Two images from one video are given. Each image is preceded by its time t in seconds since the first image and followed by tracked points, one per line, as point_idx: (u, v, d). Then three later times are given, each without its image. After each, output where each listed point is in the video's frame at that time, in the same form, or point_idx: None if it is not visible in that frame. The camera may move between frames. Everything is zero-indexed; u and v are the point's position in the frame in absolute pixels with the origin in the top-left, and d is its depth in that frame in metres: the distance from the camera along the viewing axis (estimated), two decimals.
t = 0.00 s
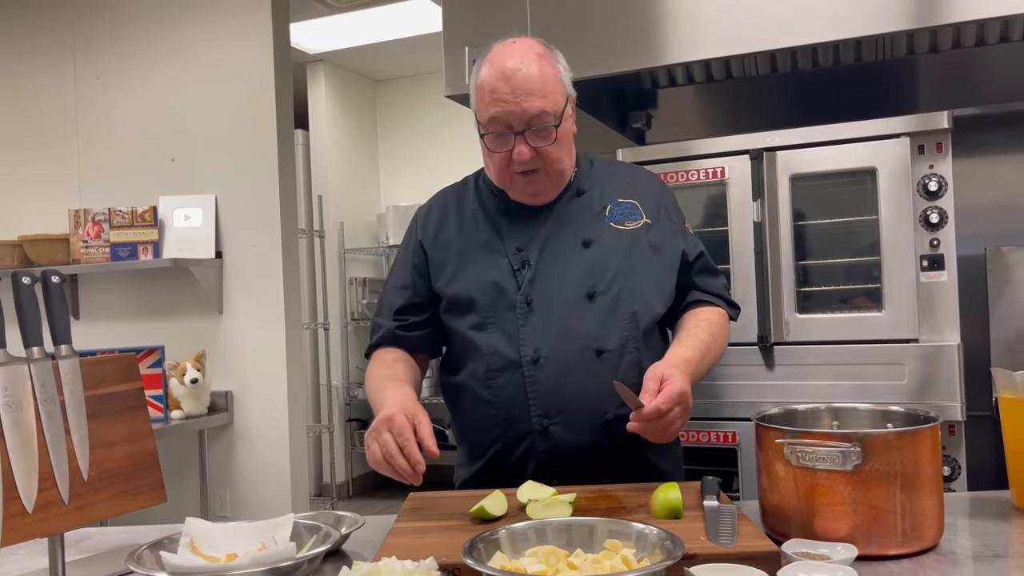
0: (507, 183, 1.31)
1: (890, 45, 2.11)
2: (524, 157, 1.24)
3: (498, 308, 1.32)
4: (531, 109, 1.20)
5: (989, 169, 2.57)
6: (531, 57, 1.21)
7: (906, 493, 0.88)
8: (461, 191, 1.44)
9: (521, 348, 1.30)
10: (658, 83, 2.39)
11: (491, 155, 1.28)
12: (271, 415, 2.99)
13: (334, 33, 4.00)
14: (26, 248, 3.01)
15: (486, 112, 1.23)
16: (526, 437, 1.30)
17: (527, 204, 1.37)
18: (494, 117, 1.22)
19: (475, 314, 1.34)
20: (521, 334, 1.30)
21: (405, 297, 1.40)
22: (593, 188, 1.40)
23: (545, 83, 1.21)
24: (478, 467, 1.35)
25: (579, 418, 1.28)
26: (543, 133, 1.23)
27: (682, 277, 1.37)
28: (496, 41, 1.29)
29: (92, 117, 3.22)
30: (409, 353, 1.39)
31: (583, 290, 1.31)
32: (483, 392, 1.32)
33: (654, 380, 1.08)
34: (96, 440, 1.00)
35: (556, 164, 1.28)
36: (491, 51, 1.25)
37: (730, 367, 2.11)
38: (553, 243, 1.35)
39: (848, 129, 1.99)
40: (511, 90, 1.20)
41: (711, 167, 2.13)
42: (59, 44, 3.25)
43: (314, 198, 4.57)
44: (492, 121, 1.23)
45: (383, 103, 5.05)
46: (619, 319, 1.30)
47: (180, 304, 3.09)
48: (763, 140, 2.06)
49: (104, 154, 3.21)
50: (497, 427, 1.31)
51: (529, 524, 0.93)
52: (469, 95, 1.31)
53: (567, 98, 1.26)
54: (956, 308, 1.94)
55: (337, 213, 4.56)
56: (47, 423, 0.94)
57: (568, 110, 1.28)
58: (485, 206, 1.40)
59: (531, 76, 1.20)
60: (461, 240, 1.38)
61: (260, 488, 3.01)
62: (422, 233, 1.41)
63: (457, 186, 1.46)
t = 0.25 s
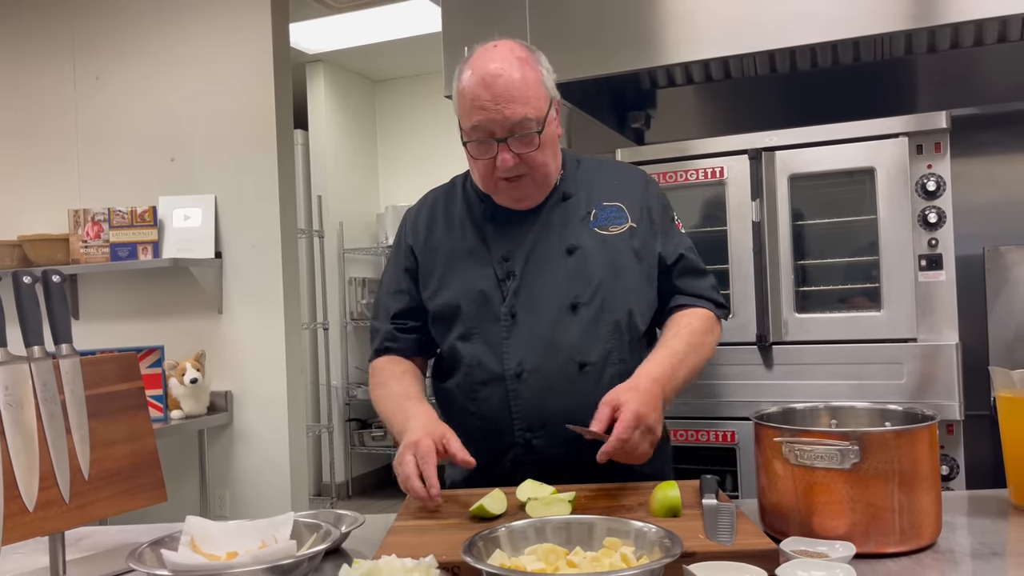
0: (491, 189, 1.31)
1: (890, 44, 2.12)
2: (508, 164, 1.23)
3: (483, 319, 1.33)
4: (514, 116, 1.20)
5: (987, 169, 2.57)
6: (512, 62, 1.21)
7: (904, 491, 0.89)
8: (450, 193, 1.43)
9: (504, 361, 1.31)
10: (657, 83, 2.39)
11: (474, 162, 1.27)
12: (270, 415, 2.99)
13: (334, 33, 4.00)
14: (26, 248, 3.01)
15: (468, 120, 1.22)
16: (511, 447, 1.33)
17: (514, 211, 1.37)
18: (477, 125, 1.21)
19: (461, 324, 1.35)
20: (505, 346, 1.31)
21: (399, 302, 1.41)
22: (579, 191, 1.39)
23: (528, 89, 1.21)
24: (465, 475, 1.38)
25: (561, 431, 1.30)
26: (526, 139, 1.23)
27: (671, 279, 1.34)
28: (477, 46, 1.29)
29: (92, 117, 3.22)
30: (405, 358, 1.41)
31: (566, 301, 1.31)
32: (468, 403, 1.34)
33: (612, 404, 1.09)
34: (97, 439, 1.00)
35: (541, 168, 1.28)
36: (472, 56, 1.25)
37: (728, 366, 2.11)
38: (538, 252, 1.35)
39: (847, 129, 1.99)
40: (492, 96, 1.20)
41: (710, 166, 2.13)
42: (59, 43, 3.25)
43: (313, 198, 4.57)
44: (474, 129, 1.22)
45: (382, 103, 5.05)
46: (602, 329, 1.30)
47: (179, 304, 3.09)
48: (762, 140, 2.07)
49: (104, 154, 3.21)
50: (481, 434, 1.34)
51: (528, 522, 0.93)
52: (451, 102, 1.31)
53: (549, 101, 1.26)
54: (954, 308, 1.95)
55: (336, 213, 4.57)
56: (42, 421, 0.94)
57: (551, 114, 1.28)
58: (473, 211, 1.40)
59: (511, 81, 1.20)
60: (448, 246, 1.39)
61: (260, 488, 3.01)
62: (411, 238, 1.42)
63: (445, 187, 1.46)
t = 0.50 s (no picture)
0: (482, 186, 1.21)
1: (916, 44, 2.02)
2: (502, 152, 1.14)
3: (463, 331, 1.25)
4: (509, 98, 1.12)
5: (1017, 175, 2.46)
6: (506, 44, 1.13)
7: (965, 537, 0.78)
8: (432, 193, 1.36)
9: (486, 383, 1.19)
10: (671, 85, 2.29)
11: (464, 154, 1.18)
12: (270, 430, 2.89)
13: (339, 38, 3.93)
14: (22, 257, 2.92)
15: (459, 106, 1.14)
16: (493, 476, 1.20)
17: (502, 213, 1.28)
18: (469, 109, 1.13)
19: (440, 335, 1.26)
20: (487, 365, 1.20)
21: (372, 302, 1.32)
22: (570, 191, 1.29)
23: (525, 73, 1.13)
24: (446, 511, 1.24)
25: (549, 460, 1.17)
26: (522, 125, 1.14)
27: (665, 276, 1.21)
28: (470, 31, 1.21)
29: (90, 123, 3.15)
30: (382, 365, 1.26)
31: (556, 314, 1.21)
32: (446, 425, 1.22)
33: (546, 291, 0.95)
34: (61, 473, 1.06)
35: (537, 163, 1.19)
36: (463, 40, 1.17)
37: (747, 382, 2.00)
38: (525, 260, 1.25)
39: (873, 132, 1.89)
40: (485, 77, 1.12)
41: (727, 172, 2.02)
42: (58, 49, 3.18)
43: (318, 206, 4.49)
44: (465, 115, 1.14)
45: (388, 110, 4.98)
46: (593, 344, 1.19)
47: (177, 315, 3.00)
48: (782, 143, 1.96)
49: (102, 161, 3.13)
50: (461, 466, 1.22)
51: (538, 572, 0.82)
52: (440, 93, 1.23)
53: (546, 90, 1.18)
54: (989, 321, 1.82)
55: (341, 221, 4.48)
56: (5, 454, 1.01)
57: (549, 105, 1.19)
58: (457, 214, 1.32)
59: (505, 62, 1.12)
60: (426, 249, 1.30)
61: (258, 505, 2.91)
62: (388, 237, 1.34)
63: (429, 186, 1.38)
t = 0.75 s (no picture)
0: (484, 186, 1.20)
1: (919, 46, 2.01)
2: (506, 153, 1.13)
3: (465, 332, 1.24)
4: (514, 97, 1.11)
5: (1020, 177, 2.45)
6: (511, 44, 1.13)
7: (969, 544, 0.77)
8: (435, 193, 1.35)
9: (487, 383, 1.19)
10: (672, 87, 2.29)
11: (467, 154, 1.18)
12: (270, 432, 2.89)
13: (341, 39, 3.93)
14: (21, 258, 2.92)
15: (463, 106, 1.13)
16: (492, 478, 1.19)
17: (505, 214, 1.27)
18: (473, 109, 1.12)
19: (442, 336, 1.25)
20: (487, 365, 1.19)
21: (374, 302, 1.32)
22: (573, 192, 1.28)
23: (530, 73, 1.13)
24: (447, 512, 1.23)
25: (549, 462, 1.16)
26: (526, 126, 1.13)
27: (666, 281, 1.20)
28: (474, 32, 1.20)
29: (90, 125, 3.14)
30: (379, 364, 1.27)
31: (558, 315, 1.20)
32: (447, 425, 1.21)
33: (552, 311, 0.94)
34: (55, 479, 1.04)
35: (541, 164, 1.18)
36: (467, 40, 1.16)
37: (749, 386, 1.99)
38: (527, 260, 1.25)
39: (876, 134, 1.88)
40: (489, 77, 1.11)
41: (728, 174, 2.01)
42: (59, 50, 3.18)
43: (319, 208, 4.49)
44: (469, 115, 1.13)
45: (389, 112, 4.97)
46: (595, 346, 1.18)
47: (177, 316, 2.99)
48: (784, 146, 1.95)
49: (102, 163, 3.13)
50: (462, 468, 1.21)
51: None
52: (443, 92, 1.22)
53: (551, 91, 1.17)
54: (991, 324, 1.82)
55: (342, 222, 4.48)
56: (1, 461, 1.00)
57: (553, 106, 1.18)
58: (458, 213, 1.31)
59: (510, 63, 1.12)
60: (428, 250, 1.30)
61: (258, 507, 2.90)
62: (389, 237, 1.33)
63: (431, 186, 1.38)
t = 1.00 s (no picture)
0: (484, 189, 1.20)
1: (920, 47, 2.00)
2: (506, 158, 1.13)
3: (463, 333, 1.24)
4: (513, 104, 1.10)
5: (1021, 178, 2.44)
6: (512, 48, 1.11)
7: (973, 547, 0.76)
8: (435, 193, 1.35)
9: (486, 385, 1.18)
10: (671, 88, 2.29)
11: (466, 157, 1.17)
12: (269, 434, 2.88)
13: (341, 40, 3.92)
14: (22, 259, 2.91)
15: (463, 111, 1.12)
16: (491, 480, 1.18)
17: (505, 215, 1.26)
18: (473, 114, 1.11)
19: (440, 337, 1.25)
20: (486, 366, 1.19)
21: (373, 303, 1.31)
22: (573, 194, 1.27)
23: (530, 77, 1.12)
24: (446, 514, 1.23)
25: (547, 464, 1.16)
26: (526, 132, 1.12)
27: (665, 284, 1.19)
28: (474, 33, 1.19)
29: (91, 125, 3.14)
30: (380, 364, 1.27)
31: (557, 317, 1.20)
32: (445, 427, 1.20)
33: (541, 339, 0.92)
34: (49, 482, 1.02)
35: (541, 168, 1.18)
36: (468, 42, 1.15)
37: (750, 388, 1.98)
38: (526, 261, 1.24)
39: (878, 135, 1.88)
40: (490, 83, 1.10)
41: (729, 175, 2.00)
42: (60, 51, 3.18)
43: (319, 209, 4.48)
44: (469, 120, 1.12)
45: (390, 113, 4.97)
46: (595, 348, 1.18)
47: (177, 317, 2.99)
48: (785, 147, 1.94)
49: (102, 162, 3.13)
50: (460, 470, 1.20)
51: None
52: (443, 94, 1.21)
53: (551, 94, 1.16)
54: (993, 326, 1.82)
55: (343, 223, 4.48)
56: None
57: (554, 108, 1.18)
58: (458, 214, 1.31)
59: (511, 68, 1.10)
60: (428, 250, 1.29)
61: (258, 508, 2.89)
62: (389, 237, 1.33)
63: (431, 187, 1.37)
